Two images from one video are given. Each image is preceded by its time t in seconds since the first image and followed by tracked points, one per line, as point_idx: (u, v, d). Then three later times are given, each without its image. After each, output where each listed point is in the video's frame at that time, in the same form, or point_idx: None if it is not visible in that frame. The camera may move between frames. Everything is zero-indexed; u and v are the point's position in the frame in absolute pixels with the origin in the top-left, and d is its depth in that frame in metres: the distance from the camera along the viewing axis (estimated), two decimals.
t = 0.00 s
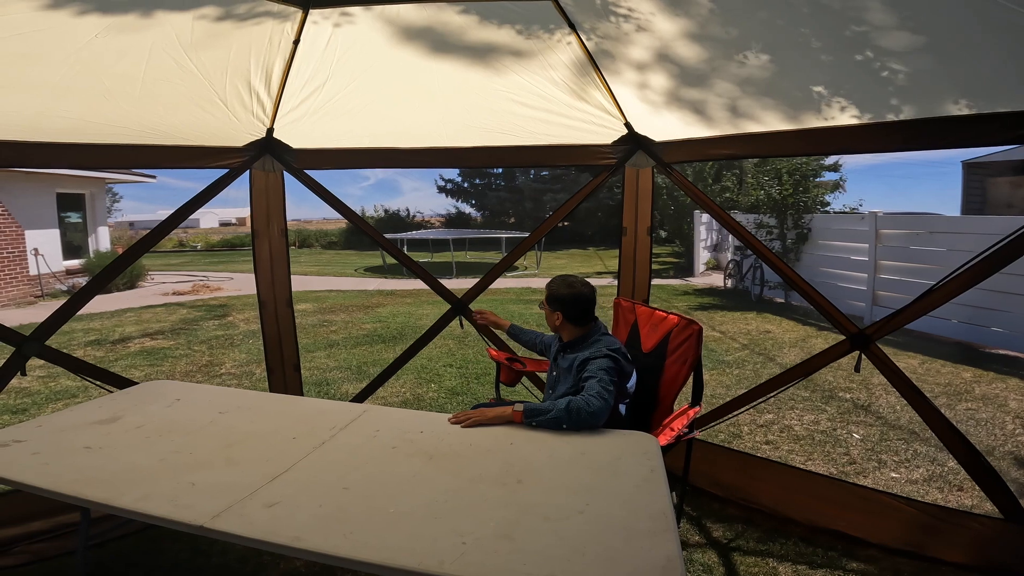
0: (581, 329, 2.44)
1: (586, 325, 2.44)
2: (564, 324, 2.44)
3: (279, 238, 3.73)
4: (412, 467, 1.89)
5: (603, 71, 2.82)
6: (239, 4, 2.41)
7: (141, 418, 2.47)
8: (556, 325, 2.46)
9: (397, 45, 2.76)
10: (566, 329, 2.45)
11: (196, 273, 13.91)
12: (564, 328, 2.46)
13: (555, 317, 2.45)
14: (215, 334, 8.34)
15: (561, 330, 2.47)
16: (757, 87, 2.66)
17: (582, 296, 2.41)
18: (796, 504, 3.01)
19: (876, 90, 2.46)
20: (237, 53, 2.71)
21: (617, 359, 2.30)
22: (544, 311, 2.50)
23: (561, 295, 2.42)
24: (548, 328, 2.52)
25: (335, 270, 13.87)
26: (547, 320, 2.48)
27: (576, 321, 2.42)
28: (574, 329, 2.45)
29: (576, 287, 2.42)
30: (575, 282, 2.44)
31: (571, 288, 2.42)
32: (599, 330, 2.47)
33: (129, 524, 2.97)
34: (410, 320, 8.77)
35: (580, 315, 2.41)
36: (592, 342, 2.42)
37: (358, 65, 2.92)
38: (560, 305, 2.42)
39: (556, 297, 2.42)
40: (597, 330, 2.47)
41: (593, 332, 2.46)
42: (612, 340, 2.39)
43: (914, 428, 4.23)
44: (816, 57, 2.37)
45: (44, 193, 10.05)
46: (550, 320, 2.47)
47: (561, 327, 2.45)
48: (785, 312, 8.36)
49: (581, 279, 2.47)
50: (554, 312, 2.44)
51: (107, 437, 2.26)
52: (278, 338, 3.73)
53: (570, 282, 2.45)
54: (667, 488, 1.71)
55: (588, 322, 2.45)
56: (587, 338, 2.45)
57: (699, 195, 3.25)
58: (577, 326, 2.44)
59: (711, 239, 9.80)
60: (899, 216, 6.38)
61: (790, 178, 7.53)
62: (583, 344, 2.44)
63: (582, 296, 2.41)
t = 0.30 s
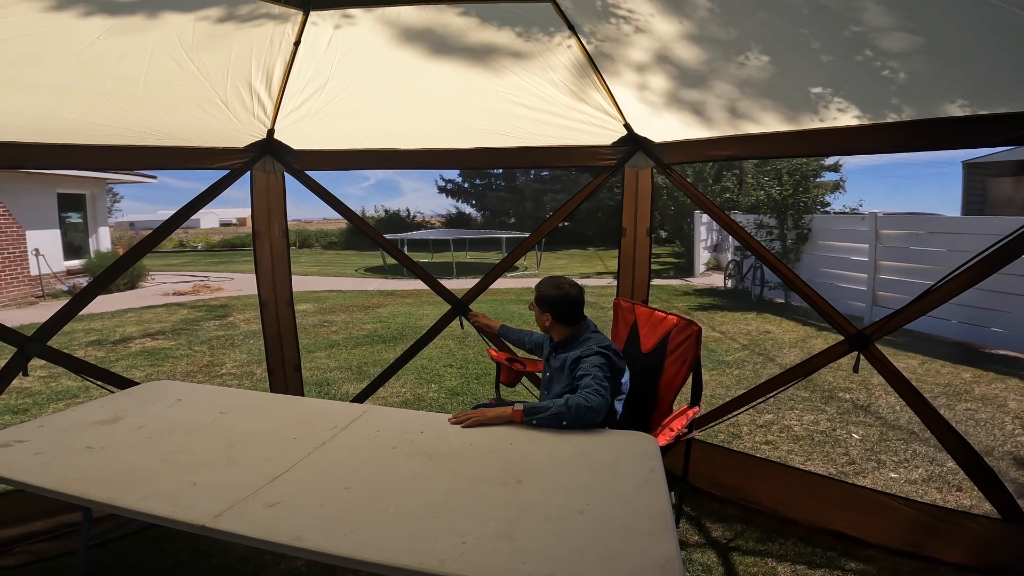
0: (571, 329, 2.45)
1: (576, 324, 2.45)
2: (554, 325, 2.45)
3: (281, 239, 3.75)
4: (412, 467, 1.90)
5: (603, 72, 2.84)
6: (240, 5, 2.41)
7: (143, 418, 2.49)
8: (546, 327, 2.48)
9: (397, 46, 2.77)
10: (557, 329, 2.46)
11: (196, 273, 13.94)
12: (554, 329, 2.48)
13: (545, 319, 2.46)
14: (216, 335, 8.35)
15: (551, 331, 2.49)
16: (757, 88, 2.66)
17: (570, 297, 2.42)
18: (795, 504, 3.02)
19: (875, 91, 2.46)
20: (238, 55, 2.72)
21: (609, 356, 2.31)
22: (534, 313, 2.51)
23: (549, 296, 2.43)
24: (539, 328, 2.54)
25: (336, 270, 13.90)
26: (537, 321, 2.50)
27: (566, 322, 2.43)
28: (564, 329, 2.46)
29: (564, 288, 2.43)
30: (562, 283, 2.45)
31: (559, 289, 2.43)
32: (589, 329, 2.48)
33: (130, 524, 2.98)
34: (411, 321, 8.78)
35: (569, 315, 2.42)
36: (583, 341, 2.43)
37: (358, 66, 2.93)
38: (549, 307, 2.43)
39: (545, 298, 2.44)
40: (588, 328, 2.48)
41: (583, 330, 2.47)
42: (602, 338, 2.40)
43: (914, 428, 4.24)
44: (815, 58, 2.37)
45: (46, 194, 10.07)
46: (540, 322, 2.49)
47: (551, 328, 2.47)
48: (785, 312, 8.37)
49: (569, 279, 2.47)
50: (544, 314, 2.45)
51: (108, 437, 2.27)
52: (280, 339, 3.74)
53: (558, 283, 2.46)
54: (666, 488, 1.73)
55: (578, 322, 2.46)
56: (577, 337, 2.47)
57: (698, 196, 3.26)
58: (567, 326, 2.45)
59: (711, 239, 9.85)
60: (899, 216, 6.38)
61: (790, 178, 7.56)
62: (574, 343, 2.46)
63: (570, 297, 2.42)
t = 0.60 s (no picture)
0: (563, 332, 2.46)
1: (567, 327, 2.45)
2: (546, 329, 2.45)
3: (280, 241, 3.75)
4: (412, 467, 1.91)
5: (601, 74, 2.85)
6: (242, 7, 2.41)
7: (144, 419, 2.49)
8: (537, 332, 2.48)
9: (396, 48, 2.77)
10: (548, 332, 2.46)
11: (195, 274, 13.95)
12: (546, 333, 2.48)
13: (536, 324, 2.46)
14: (215, 336, 8.36)
15: (543, 335, 2.49)
16: (755, 90, 2.67)
17: (559, 301, 2.42)
18: (793, 504, 3.03)
19: (874, 92, 2.47)
20: (238, 57, 2.72)
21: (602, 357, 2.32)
22: (524, 318, 2.51)
23: (539, 301, 2.42)
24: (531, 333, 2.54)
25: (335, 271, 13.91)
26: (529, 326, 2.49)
27: (557, 326, 2.43)
28: (556, 333, 2.46)
29: (554, 293, 2.42)
30: (551, 288, 2.44)
31: (548, 293, 2.43)
32: (581, 331, 2.49)
33: (131, 525, 2.99)
34: (410, 322, 8.79)
35: (560, 318, 2.42)
36: (575, 343, 2.44)
37: (358, 68, 2.94)
38: (539, 312, 2.43)
39: (534, 303, 2.43)
40: (579, 330, 2.49)
41: (575, 332, 2.48)
42: (594, 340, 2.42)
43: (912, 429, 4.24)
44: (814, 59, 2.38)
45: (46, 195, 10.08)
46: (532, 327, 2.49)
47: (543, 333, 2.47)
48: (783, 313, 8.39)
49: (558, 283, 2.47)
50: (535, 319, 2.45)
51: (109, 438, 2.27)
52: (279, 340, 3.75)
53: (547, 287, 2.45)
54: (665, 488, 1.73)
55: (569, 325, 2.46)
56: (569, 340, 2.47)
57: (696, 198, 3.27)
58: (559, 330, 2.45)
59: (710, 240, 9.82)
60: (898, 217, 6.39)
61: (789, 179, 7.54)
62: (566, 345, 2.46)
63: (560, 301, 2.42)
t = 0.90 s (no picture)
0: (560, 334, 2.45)
1: (564, 330, 2.45)
2: (543, 333, 2.45)
3: (279, 241, 3.75)
4: (412, 468, 1.91)
5: (601, 75, 2.85)
6: (241, 7, 2.41)
7: (143, 420, 2.49)
8: (535, 335, 2.47)
9: (395, 49, 2.77)
10: (545, 336, 2.46)
11: (194, 275, 13.95)
12: (543, 336, 2.47)
13: (533, 327, 2.46)
14: (215, 337, 8.36)
15: (541, 338, 2.48)
16: (754, 91, 2.68)
17: (555, 305, 2.41)
18: (791, 504, 3.03)
19: (873, 93, 2.47)
20: (236, 57, 2.72)
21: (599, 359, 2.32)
22: (521, 322, 2.50)
23: (534, 305, 2.41)
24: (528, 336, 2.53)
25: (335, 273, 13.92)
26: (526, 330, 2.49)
27: (554, 329, 2.43)
28: (553, 336, 2.46)
29: (550, 296, 2.41)
30: (546, 291, 2.43)
31: (543, 297, 2.42)
32: (578, 332, 2.49)
33: (131, 526, 3.00)
34: (409, 323, 8.79)
35: (556, 321, 2.41)
36: (572, 345, 2.44)
37: (356, 69, 2.94)
38: (536, 316, 2.42)
39: (530, 307, 2.42)
40: (575, 332, 2.49)
41: (572, 334, 2.47)
42: (591, 341, 2.42)
43: (911, 429, 4.24)
44: (813, 60, 2.39)
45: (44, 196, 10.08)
46: (529, 331, 2.48)
47: (540, 336, 2.47)
48: (782, 313, 8.40)
49: (552, 286, 2.46)
50: (532, 324, 2.44)
51: (108, 439, 2.27)
52: (278, 342, 3.75)
53: (542, 291, 2.43)
54: (665, 488, 1.73)
55: (566, 328, 2.46)
56: (566, 342, 2.47)
57: (695, 199, 3.27)
58: (556, 333, 2.45)
59: (709, 241, 9.75)
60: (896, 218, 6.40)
61: (788, 179, 7.56)
62: (563, 348, 2.46)
63: (556, 304, 2.41)
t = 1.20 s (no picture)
0: (579, 338, 2.48)
1: (583, 333, 2.48)
2: (562, 335, 2.48)
3: (285, 245, 3.74)
4: (427, 473, 1.92)
5: (609, 78, 2.87)
6: (255, 11, 2.43)
7: (155, 426, 2.50)
8: (553, 338, 2.50)
9: (405, 52, 2.79)
10: (564, 338, 2.49)
11: (193, 278, 13.94)
12: (561, 339, 2.50)
13: (552, 330, 2.48)
14: (216, 340, 8.35)
15: (559, 341, 2.51)
16: (763, 95, 2.69)
17: (576, 308, 2.45)
18: (800, 505, 3.04)
19: (882, 97, 2.48)
20: (246, 61, 2.73)
21: (618, 363, 2.35)
22: (540, 324, 2.53)
23: (554, 307, 2.45)
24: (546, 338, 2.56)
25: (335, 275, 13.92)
26: (545, 332, 2.52)
27: (573, 332, 2.46)
28: (572, 339, 2.49)
29: (571, 299, 2.45)
30: (567, 294, 2.47)
31: (564, 300, 2.46)
32: (596, 337, 2.52)
33: (142, 531, 3.00)
34: (411, 325, 8.80)
35: (576, 324, 2.45)
36: (591, 349, 2.47)
37: (366, 73, 2.96)
38: (556, 319, 2.45)
39: (550, 310, 2.46)
40: (595, 336, 2.52)
41: (591, 338, 2.50)
42: (610, 345, 2.45)
43: (916, 429, 4.26)
44: (822, 64, 2.40)
45: (44, 200, 10.07)
46: (548, 333, 2.51)
47: (559, 339, 2.49)
48: (783, 314, 8.40)
49: (574, 290, 2.50)
50: (552, 326, 2.47)
51: (122, 445, 2.28)
52: (284, 345, 3.76)
53: (563, 294, 2.47)
54: (681, 491, 1.74)
55: (585, 331, 2.49)
56: (585, 345, 2.50)
57: (702, 202, 3.28)
58: (574, 336, 2.48)
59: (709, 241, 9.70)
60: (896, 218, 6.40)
61: (788, 181, 7.68)
62: (581, 351, 2.49)
63: (577, 308, 2.45)
